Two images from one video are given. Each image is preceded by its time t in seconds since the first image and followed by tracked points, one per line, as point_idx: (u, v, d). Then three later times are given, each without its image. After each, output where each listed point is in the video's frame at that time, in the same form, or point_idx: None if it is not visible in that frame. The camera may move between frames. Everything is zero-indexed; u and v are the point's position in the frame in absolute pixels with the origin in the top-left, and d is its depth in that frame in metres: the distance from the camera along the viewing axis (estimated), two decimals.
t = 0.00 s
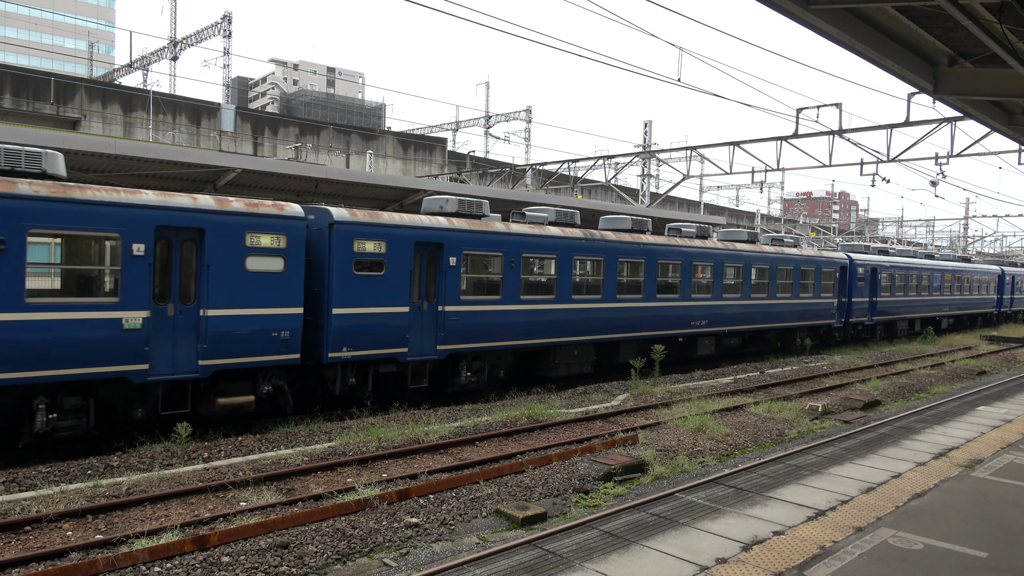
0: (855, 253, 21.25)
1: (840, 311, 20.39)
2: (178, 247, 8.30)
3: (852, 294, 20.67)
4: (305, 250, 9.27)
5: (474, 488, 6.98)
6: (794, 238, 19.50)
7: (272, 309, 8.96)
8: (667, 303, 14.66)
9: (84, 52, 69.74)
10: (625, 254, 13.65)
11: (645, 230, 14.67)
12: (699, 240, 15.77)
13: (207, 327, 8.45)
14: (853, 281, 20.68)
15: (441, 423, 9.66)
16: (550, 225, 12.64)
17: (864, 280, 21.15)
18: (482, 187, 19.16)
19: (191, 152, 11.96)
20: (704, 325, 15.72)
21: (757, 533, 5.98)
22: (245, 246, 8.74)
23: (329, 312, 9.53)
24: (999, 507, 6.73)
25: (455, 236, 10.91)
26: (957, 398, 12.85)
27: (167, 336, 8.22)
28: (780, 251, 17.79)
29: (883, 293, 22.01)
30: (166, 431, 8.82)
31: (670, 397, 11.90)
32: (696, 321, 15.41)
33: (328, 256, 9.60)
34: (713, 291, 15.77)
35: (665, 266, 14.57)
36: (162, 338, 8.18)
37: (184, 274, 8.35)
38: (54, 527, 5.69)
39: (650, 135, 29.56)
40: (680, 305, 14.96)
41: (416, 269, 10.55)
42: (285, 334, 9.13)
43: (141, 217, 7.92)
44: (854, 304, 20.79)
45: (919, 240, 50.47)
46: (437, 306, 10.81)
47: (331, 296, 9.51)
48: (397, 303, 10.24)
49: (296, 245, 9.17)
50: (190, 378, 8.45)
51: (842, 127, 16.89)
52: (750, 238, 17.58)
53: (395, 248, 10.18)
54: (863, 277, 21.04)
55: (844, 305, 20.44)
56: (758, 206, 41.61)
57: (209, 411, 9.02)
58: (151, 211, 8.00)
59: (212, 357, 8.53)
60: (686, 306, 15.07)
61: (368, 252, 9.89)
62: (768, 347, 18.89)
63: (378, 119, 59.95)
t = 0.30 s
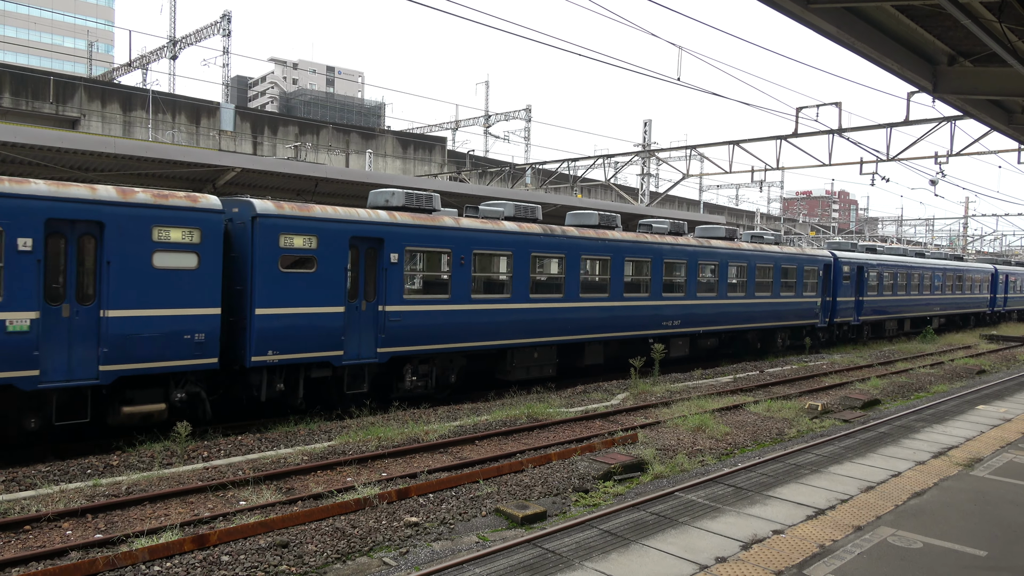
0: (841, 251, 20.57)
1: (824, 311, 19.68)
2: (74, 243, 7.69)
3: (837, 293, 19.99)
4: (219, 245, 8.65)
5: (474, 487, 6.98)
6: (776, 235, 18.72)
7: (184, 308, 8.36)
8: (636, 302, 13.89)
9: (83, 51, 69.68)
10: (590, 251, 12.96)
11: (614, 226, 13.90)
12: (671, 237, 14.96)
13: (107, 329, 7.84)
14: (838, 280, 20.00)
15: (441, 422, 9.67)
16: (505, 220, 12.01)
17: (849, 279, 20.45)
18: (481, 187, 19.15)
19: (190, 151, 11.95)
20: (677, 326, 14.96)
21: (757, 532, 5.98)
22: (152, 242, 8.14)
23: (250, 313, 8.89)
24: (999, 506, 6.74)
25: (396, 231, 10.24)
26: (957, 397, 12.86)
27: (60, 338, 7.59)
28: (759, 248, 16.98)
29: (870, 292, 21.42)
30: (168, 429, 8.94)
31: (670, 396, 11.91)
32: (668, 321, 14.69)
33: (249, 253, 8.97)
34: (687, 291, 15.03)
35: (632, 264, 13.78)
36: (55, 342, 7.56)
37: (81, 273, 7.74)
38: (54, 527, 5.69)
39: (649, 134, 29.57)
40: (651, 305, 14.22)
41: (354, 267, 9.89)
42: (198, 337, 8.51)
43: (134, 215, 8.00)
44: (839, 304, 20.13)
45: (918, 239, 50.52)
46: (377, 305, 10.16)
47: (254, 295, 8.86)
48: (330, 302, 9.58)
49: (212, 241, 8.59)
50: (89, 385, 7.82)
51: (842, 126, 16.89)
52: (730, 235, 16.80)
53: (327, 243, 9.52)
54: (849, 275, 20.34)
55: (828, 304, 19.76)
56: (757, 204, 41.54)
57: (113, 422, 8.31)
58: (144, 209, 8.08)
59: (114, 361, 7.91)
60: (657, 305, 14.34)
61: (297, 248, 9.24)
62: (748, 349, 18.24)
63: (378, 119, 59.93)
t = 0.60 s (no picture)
0: (825, 249, 19.79)
1: (806, 311, 18.90)
2: None
3: (821, 293, 19.23)
4: (124, 238, 7.90)
5: (473, 486, 6.98)
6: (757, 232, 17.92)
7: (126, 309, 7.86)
8: (601, 302, 13.27)
9: (82, 50, 69.62)
10: (548, 248, 12.36)
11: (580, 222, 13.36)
12: (640, 233, 14.34)
13: None
14: (822, 279, 19.23)
15: (440, 421, 9.67)
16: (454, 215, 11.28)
17: (834, 278, 19.69)
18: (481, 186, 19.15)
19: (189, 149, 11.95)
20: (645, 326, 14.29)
21: (755, 532, 5.98)
22: (43, 234, 7.33)
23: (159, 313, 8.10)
24: (997, 505, 6.75)
25: (329, 225, 9.52)
26: (955, 397, 12.88)
27: None
28: (736, 246, 16.30)
29: (855, 292, 20.62)
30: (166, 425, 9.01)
31: (669, 396, 11.91)
32: (636, 321, 14.06)
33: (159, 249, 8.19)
34: (657, 289, 14.40)
35: (596, 262, 13.14)
36: None
37: None
38: (52, 526, 5.69)
39: (649, 133, 29.57)
40: (617, 304, 13.59)
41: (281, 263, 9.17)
42: (97, 341, 7.70)
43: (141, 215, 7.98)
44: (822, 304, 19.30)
45: (918, 238, 50.57)
46: (308, 305, 9.43)
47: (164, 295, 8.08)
48: (253, 301, 8.83)
49: (116, 235, 7.82)
50: None
51: (841, 126, 16.89)
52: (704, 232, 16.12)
53: (250, 237, 8.79)
54: (833, 274, 19.58)
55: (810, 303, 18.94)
56: (757, 204, 41.50)
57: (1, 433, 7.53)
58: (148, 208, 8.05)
59: None
60: (623, 305, 13.70)
61: (213, 243, 8.48)
62: (725, 350, 17.51)
63: (378, 118, 59.93)
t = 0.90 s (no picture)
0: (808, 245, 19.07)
1: (787, 311, 18.20)
2: None
3: (803, 291, 18.53)
4: (8, 233, 7.18)
5: (472, 485, 6.99)
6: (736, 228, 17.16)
7: (127, 308, 7.85)
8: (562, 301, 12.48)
9: (80, 48, 69.57)
10: (501, 244, 11.56)
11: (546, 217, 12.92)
12: (608, 228, 13.58)
13: None
14: (805, 277, 18.53)
15: (440, 420, 9.67)
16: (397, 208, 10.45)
17: (817, 276, 18.98)
18: (480, 184, 19.14)
19: (187, 148, 11.95)
20: (611, 327, 13.45)
21: (755, 530, 5.99)
22: None
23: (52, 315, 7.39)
24: (996, 504, 6.75)
25: (252, 219, 8.76)
26: (955, 395, 12.90)
27: None
28: (712, 243, 15.50)
29: (841, 290, 20.03)
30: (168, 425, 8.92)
31: (668, 394, 11.91)
32: (601, 322, 13.28)
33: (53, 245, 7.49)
34: (624, 288, 13.58)
35: (556, 259, 12.38)
36: None
37: None
38: (51, 525, 5.69)
39: (649, 132, 29.55)
40: (580, 304, 12.80)
41: (194, 259, 8.41)
42: None
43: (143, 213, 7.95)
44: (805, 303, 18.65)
45: (917, 237, 50.58)
46: (227, 305, 8.66)
47: (56, 294, 7.38)
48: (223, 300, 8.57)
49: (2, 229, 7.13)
50: None
51: (841, 124, 16.89)
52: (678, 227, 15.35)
53: (160, 231, 8.07)
54: (817, 272, 18.86)
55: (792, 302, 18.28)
56: (756, 203, 41.50)
57: None
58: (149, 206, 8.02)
59: None
60: (586, 304, 12.91)
61: (113, 237, 7.76)
62: (702, 352, 16.87)
63: (377, 117, 59.92)
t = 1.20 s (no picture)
0: (788, 243, 18.42)
1: (766, 312, 17.52)
2: None
3: (784, 291, 17.88)
4: None
5: (471, 484, 6.99)
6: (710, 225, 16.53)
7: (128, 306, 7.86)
8: (515, 302, 11.77)
9: (80, 46, 69.52)
10: (450, 240, 10.78)
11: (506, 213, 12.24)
12: (570, 224, 12.89)
13: None
14: (785, 277, 17.87)
15: (439, 419, 9.67)
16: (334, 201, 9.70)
17: (798, 276, 18.35)
18: (480, 184, 19.24)
19: (187, 146, 11.93)
20: (573, 329, 12.77)
21: (753, 530, 6.00)
22: None
23: None
24: (994, 504, 6.75)
25: (165, 211, 8.03)
26: (954, 395, 12.91)
27: None
28: (684, 241, 14.83)
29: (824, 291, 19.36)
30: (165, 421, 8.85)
31: (667, 394, 11.92)
32: (562, 323, 12.59)
33: None
34: (588, 288, 12.90)
35: (511, 257, 11.66)
36: None
37: None
38: (50, 523, 5.69)
39: (648, 132, 29.54)
40: (537, 305, 12.11)
41: (93, 255, 7.63)
42: None
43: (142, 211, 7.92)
44: (785, 303, 17.94)
45: (916, 237, 50.64)
46: (132, 305, 7.86)
47: None
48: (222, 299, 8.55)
49: None
50: None
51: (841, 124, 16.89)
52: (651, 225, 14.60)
53: (51, 223, 7.30)
54: (798, 271, 18.23)
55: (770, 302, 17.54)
56: (756, 203, 41.52)
57: None
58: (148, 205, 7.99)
59: None
60: (545, 304, 12.24)
61: None
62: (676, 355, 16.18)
63: (376, 116, 59.93)
